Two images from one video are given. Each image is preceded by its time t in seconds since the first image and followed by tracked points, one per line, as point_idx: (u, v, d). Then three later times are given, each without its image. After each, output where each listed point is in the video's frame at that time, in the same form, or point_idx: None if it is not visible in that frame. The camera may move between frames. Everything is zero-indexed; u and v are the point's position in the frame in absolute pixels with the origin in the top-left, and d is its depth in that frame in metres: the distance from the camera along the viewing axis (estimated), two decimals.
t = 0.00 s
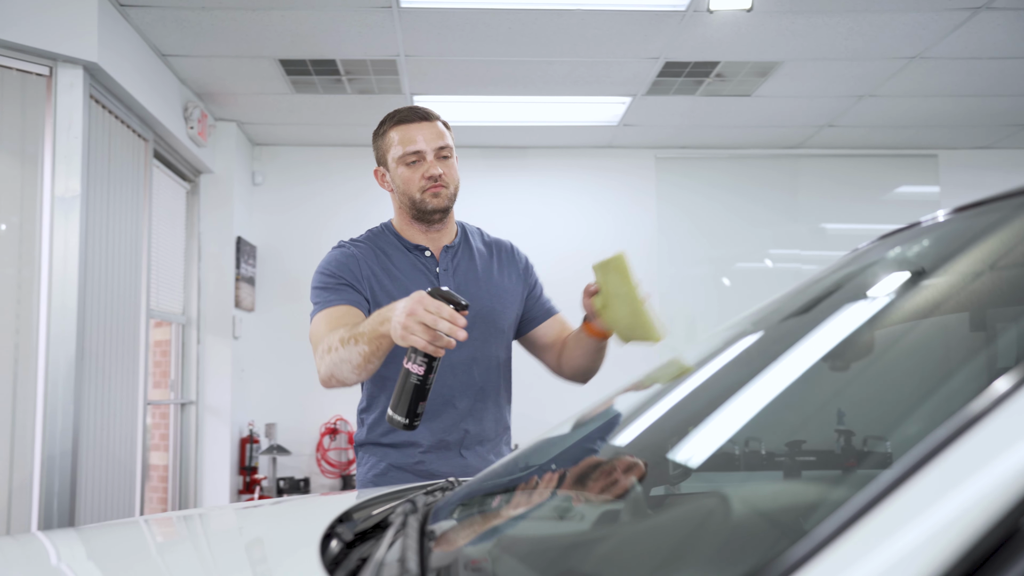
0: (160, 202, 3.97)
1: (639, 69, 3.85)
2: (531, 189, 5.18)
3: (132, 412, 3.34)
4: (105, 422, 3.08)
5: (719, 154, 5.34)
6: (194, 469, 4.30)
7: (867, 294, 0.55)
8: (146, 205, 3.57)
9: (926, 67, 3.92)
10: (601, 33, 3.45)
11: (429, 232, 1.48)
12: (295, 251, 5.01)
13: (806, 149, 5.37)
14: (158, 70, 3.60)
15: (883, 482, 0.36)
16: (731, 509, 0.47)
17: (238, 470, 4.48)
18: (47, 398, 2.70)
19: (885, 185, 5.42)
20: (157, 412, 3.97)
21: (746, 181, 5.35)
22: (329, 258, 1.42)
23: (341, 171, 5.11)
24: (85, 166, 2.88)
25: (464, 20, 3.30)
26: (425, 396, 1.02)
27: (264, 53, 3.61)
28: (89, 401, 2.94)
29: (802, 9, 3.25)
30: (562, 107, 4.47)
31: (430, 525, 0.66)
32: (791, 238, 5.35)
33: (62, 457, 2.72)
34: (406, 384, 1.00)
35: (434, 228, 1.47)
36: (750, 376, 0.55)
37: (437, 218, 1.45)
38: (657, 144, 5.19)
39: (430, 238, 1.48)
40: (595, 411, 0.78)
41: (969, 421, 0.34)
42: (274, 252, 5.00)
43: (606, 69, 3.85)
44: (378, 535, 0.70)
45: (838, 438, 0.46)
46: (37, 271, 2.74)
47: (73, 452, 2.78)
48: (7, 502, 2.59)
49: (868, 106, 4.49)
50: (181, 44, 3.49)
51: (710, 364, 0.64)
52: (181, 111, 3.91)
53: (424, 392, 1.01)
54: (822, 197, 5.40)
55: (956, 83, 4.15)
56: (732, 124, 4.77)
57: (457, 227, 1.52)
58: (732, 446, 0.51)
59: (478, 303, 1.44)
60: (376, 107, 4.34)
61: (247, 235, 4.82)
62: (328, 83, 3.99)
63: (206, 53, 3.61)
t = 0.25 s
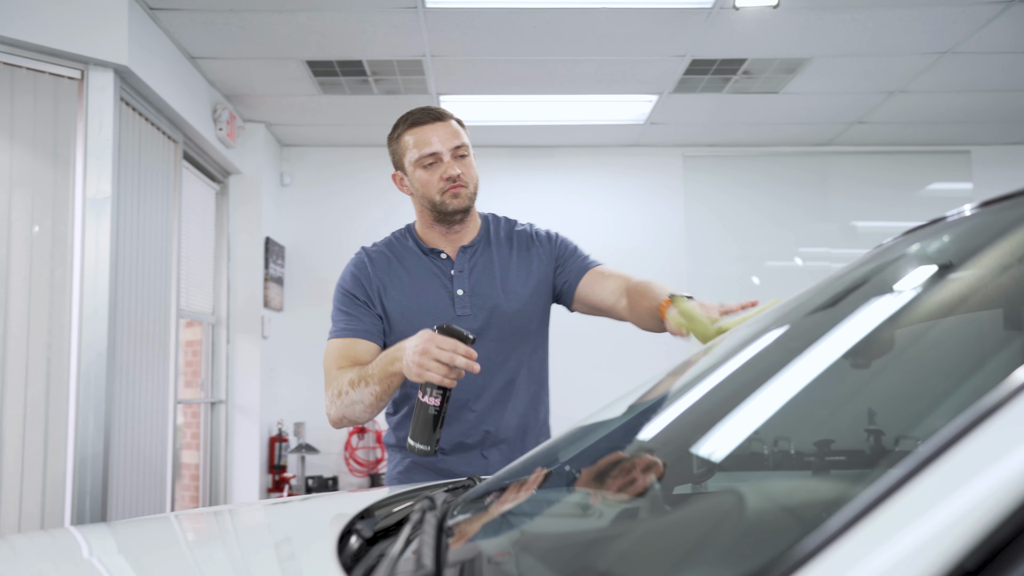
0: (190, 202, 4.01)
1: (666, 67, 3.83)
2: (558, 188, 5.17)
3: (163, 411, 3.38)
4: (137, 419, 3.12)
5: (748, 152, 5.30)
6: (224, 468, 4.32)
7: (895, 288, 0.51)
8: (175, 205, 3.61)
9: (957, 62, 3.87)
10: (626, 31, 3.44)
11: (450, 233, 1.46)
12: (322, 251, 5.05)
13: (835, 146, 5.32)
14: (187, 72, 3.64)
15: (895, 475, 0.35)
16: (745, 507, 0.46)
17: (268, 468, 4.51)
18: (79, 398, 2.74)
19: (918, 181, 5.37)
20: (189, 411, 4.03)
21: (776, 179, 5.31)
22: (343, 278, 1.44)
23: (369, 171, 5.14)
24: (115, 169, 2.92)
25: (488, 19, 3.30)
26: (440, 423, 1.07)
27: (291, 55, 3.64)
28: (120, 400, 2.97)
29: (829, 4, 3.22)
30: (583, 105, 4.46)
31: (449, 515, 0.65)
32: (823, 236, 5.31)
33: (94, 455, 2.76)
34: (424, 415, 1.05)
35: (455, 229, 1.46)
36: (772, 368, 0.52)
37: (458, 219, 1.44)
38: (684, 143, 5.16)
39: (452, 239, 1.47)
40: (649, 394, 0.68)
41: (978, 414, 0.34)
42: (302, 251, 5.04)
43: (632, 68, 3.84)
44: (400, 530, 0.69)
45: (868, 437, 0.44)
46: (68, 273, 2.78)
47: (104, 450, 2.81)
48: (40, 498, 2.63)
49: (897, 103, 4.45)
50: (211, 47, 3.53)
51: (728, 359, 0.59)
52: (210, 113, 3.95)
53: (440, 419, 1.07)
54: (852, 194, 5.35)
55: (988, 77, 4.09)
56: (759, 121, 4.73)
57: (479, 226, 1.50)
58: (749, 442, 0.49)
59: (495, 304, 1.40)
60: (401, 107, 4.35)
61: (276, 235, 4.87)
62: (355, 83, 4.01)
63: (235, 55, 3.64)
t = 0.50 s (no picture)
0: (216, 203, 4.03)
1: (689, 65, 3.83)
2: (584, 189, 5.15)
3: (190, 410, 3.41)
4: (162, 417, 3.13)
5: (775, 150, 5.30)
6: (250, 467, 4.35)
7: (918, 281, 0.45)
8: (202, 205, 3.63)
9: (985, 57, 3.85)
10: (649, 29, 3.43)
11: (485, 234, 1.47)
12: (347, 250, 5.07)
13: (863, 143, 5.30)
14: (214, 74, 3.66)
15: (905, 463, 0.33)
16: (757, 501, 0.43)
17: (293, 467, 4.53)
18: (106, 398, 2.76)
19: (947, 178, 5.35)
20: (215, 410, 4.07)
21: (802, 177, 5.31)
22: (385, 286, 1.52)
23: (395, 170, 5.15)
24: (142, 170, 2.93)
25: (513, 18, 3.31)
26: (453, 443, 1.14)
27: (316, 55, 3.65)
28: (148, 400, 2.99)
29: None
30: (605, 103, 4.46)
31: (464, 509, 0.64)
32: (852, 234, 5.31)
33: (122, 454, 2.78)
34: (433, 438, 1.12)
35: (490, 229, 1.46)
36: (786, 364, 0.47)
37: (493, 219, 1.45)
38: (709, 141, 5.14)
39: (487, 240, 1.48)
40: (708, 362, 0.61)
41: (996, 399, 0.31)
42: (328, 250, 5.06)
43: (657, 65, 3.84)
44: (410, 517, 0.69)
45: (897, 437, 0.39)
46: (97, 274, 2.80)
47: (132, 449, 2.83)
48: (69, 497, 2.65)
49: (925, 99, 4.43)
50: (236, 48, 3.54)
51: (743, 360, 0.54)
52: (236, 113, 3.98)
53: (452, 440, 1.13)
54: (880, 192, 5.33)
55: (1015, 73, 4.07)
56: (785, 119, 4.72)
57: (515, 225, 1.50)
58: (772, 435, 0.45)
59: (525, 304, 1.39)
60: (426, 107, 4.36)
61: (301, 235, 4.89)
62: (379, 83, 4.02)
63: (261, 56, 3.65)
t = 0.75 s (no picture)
0: (231, 203, 4.06)
1: (703, 63, 3.81)
2: (598, 186, 5.13)
3: (205, 408, 3.44)
4: (178, 415, 3.16)
5: (790, 149, 5.25)
6: (265, 465, 4.38)
7: (929, 275, 0.44)
8: (218, 205, 3.66)
9: (1004, 54, 3.79)
10: (663, 28, 3.42)
11: (519, 240, 1.46)
12: (361, 250, 5.10)
13: (878, 142, 5.25)
14: (228, 75, 3.69)
15: (910, 455, 0.33)
16: (760, 500, 0.43)
17: (308, 466, 4.55)
18: (122, 396, 2.79)
19: (965, 176, 5.29)
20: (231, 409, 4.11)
21: (816, 177, 5.27)
22: (422, 290, 1.57)
23: (408, 170, 5.16)
24: (157, 170, 2.96)
25: (525, 18, 3.30)
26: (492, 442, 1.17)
27: (330, 56, 3.67)
28: (163, 398, 3.02)
29: None
30: (618, 103, 4.45)
31: (472, 505, 0.63)
32: (868, 234, 5.28)
33: (137, 450, 2.81)
34: (473, 438, 1.15)
35: (524, 236, 1.45)
36: (804, 351, 0.46)
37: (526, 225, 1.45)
38: (724, 140, 5.11)
39: (521, 246, 1.47)
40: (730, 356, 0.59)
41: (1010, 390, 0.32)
42: (342, 251, 5.09)
43: (670, 64, 3.82)
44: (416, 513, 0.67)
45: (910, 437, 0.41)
46: (113, 273, 2.83)
47: (147, 446, 2.86)
48: (85, 492, 2.69)
49: (941, 96, 4.37)
50: (250, 49, 3.57)
51: (752, 354, 0.53)
52: (251, 114, 4.01)
53: (491, 437, 1.16)
54: (895, 190, 5.29)
55: None
56: (800, 117, 4.68)
57: (551, 228, 1.49)
58: (784, 434, 0.45)
59: (556, 313, 1.39)
60: (439, 107, 4.37)
61: (314, 235, 4.92)
62: (393, 83, 4.04)
63: (274, 57, 3.68)
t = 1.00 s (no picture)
0: (234, 203, 4.07)
1: (706, 63, 3.80)
2: (603, 183, 5.12)
3: (208, 408, 3.45)
4: (182, 415, 3.17)
5: (795, 149, 5.24)
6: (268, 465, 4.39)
7: (930, 271, 0.47)
8: (221, 205, 3.68)
9: (1008, 53, 3.78)
10: (666, 28, 3.41)
11: (536, 258, 1.46)
12: (365, 250, 5.10)
13: (883, 142, 5.23)
14: (232, 75, 3.70)
15: (904, 447, 0.34)
16: (752, 499, 0.43)
17: (311, 466, 4.56)
18: (126, 395, 2.80)
19: (970, 176, 5.28)
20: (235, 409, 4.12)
21: (820, 176, 5.25)
22: (444, 292, 1.65)
23: (411, 170, 5.17)
24: (160, 170, 2.98)
25: (527, 19, 3.30)
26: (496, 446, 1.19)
27: (334, 57, 3.68)
28: (167, 397, 3.04)
29: None
30: (622, 103, 4.44)
31: (468, 503, 0.62)
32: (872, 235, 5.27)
33: (140, 450, 2.82)
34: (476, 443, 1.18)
35: (540, 254, 1.44)
36: (797, 354, 0.47)
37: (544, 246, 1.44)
38: (728, 140, 5.10)
39: (537, 263, 1.47)
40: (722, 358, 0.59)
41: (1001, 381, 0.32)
42: (345, 251, 5.09)
43: (673, 64, 3.81)
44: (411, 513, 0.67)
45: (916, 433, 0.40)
46: (117, 273, 2.85)
47: (150, 446, 2.87)
48: (89, 491, 2.70)
49: (945, 96, 4.35)
50: (253, 49, 3.57)
51: (749, 356, 0.53)
52: (254, 115, 4.02)
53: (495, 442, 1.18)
54: (900, 191, 5.28)
55: None
56: (804, 117, 4.67)
57: (568, 244, 1.46)
58: (788, 433, 0.45)
59: (557, 331, 1.39)
60: (442, 107, 4.37)
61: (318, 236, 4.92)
62: (396, 84, 4.05)
63: (277, 58, 3.69)
